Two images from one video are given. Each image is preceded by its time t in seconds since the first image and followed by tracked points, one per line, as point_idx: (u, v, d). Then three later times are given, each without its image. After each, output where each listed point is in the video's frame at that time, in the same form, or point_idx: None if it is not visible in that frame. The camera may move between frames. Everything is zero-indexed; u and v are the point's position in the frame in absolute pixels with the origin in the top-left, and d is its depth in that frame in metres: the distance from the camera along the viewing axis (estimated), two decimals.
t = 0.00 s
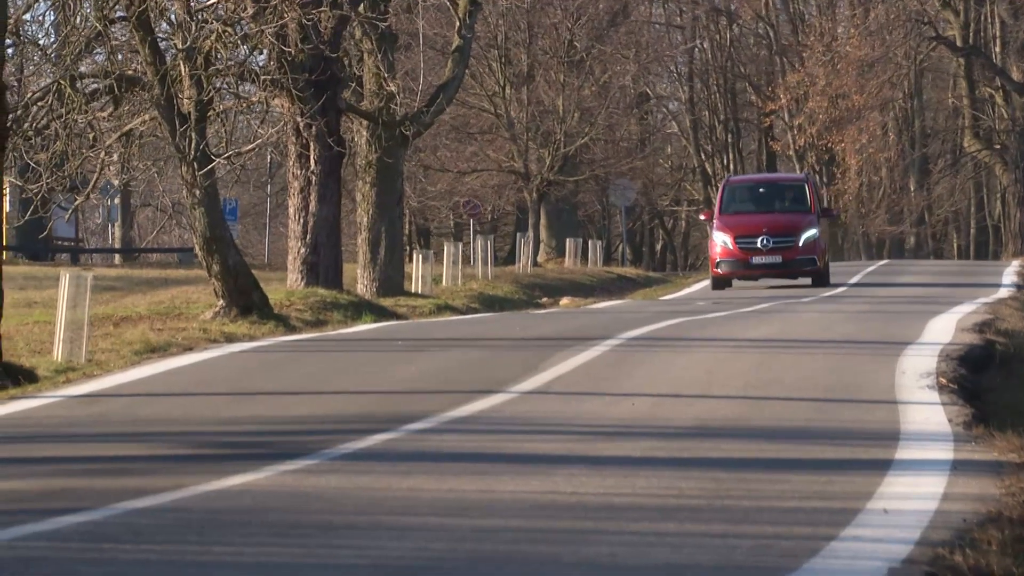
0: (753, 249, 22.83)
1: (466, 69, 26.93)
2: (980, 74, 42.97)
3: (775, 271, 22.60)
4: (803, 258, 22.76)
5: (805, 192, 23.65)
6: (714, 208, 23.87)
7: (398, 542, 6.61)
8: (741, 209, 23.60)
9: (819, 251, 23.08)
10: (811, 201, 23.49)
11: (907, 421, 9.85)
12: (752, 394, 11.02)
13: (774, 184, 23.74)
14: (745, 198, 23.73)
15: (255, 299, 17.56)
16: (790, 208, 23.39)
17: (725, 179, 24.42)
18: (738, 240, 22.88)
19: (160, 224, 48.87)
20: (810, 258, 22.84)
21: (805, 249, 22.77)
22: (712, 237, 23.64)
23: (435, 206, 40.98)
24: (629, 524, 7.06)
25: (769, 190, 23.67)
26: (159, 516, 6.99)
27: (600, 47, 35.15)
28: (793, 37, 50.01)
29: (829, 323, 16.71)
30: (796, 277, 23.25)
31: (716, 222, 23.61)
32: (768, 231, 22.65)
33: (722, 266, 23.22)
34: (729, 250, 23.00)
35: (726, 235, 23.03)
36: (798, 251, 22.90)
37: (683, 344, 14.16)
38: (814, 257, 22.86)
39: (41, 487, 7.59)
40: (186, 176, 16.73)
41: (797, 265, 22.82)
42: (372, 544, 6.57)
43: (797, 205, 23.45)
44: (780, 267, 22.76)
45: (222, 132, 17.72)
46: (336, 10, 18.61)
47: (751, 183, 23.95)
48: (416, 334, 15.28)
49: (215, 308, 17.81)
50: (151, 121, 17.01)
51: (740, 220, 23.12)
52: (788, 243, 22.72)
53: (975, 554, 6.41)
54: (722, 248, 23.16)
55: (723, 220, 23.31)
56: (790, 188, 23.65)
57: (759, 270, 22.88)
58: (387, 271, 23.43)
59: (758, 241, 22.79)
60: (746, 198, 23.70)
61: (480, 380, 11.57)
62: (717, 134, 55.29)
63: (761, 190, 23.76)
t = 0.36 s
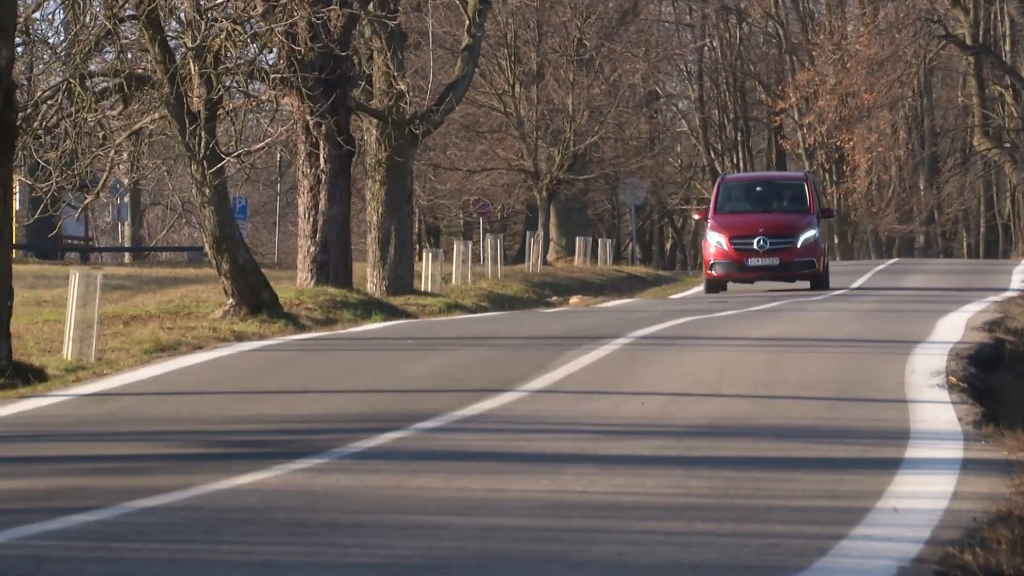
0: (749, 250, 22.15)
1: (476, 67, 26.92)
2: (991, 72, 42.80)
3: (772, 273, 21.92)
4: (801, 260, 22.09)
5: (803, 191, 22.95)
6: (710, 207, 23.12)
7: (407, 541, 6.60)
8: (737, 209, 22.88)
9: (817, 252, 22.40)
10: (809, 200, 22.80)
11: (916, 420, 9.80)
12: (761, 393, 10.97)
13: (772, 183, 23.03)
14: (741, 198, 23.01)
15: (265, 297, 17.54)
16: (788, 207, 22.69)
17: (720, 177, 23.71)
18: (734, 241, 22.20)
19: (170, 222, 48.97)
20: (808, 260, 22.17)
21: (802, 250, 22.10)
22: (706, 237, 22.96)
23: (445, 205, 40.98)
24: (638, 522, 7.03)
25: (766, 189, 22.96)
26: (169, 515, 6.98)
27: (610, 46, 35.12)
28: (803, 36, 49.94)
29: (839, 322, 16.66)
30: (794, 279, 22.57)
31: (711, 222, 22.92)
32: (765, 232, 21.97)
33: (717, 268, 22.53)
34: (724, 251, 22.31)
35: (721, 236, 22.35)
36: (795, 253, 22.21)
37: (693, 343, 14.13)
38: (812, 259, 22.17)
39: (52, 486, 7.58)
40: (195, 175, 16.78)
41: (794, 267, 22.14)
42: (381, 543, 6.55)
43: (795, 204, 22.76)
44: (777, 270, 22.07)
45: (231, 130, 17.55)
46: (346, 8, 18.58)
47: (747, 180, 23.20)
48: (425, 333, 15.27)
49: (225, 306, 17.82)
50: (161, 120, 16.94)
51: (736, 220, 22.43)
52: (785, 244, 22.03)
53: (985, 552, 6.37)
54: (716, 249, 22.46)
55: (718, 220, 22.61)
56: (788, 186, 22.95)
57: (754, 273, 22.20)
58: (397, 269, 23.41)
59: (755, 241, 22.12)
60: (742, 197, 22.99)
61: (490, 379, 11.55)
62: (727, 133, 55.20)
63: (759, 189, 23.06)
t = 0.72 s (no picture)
0: (743, 250, 20.63)
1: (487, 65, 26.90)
2: (1002, 71, 42.63)
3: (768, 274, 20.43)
4: (798, 260, 20.61)
5: (800, 187, 21.54)
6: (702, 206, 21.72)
7: (419, 539, 6.57)
8: (731, 207, 21.40)
9: (816, 252, 20.93)
10: (807, 197, 21.38)
11: (927, 419, 9.73)
12: (772, 391, 10.93)
13: (767, 179, 21.62)
14: (735, 195, 21.55)
15: (276, 295, 17.55)
16: (784, 205, 21.26)
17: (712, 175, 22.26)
18: (726, 241, 20.68)
19: (182, 220, 49.07)
20: (806, 260, 20.68)
21: (799, 250, 20.60)
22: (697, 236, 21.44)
23: (456, 203, 40.97)
24: (650, 521, 6.99)
25: (761, 186, 21.53)
26: (180, 513, 6.97)
27: (621, 44, 35.07)
28: (814, 34, 49.85)
29: (850, 320, 16.60)
30: (791, 280, 21.09)
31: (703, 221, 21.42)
32: (760, 230, 20.48)
33: (709, 269, 21.00)
34: (716, 252, 20.79)
35: (713, 236, 20.82)
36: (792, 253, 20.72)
37: (704, 341, 14.09)
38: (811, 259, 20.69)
39: (64, 483, 7.58)
40: (206, 173, 16.81)
41: (791, 268, 20.65)
42: (392, 541, 6.53)
43: (792, 202, 21.32)
44: (773, 271, 20.58)
45: (242, 129, 17.46)
46: (358, 7, 18.55)
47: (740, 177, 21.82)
48: (436, 331, 15.26)
49: (236, 305, 17.81)
50: (172, 117, 16.95)
51: (729, 219, 20.93)
52: (781, 243, 20.53)
53: (996, 551, 6.33)
54: (708, 249, 20.94)
55: (710, 219, 21.11)
56: (784, 183, 21.53)
57: (749, 275, 20.68)
58: (407, 267, 23.38)
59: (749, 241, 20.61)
60: (736, 195, 21.53)
61: (500, 377, 11.53)
62: (738, 131, 55.12)
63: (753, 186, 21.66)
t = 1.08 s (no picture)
0: (736, 249, 19.94)
1: (497, 65, 26.85)
2: (1014, 70, 42.44)
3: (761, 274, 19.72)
4: (793, 260, 19.89)
5: (797, 183, 20.77)
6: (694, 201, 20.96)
7: (428, 539, 6.54)
8: (724, 203, 20.64)
9: (812, 252, 20.21)
10: (804, 193, 20.62)
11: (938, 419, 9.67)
12: (783, 391, 10.89)
13: (762, 175, 20.83)
14: (728, 191, 20.79)
15: (287, 295, 17.52)
16: (780, 202, 20.52)
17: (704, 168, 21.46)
18: (718, 239, 19.95)
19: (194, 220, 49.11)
20: (801, 260, 19.95)
21: (794, 250, 19.88)
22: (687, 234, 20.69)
23: (466, 203, 40.94)
24: (661, 521, 6.96)
25: (755, 182, 20.76)
26: (191, 512, 6.95)
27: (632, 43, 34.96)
28: (825, 33, 49.73)
29: (861, 320, 16.54)
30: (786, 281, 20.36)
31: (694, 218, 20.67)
32: (753, 228, 19.77)
33: (700, 269, 20.26)
34: (707, 251, 20.07)
35: (704, 233, 20.09)
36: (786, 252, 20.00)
37: (715, 340, 14.05)
38: (806, 260, 19.96)
39: (75, 483, 7.57)
40: (217, 173, 16.86)
41: (786, 269, 19.92)
42: (403, 540, 6.51)
43: (788, 199, 20.57)
44: (766, 271, 19.87)
45: (253, 128, 17.55)
46: (368, 6, 18.51)
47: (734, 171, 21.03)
48: (446, 331, 15.24)
49: (247, 304, 17.81)
50: (183, 117, 16.91)
51: (721, 216, 20.19)
52: (775, 242, 19.83)
53: (1007, 550, 6.29)
54: (699, 248, 20.21)
55: (701, 216, 20.37)
56: (779, 179, 20.77)
57: (741, 274, 19.97)
58: (418, 267, 23.33)
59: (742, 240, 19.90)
60: (729, 191, 20.77)
61: (511, 377, 11.51)
62: (749, 131, 55.00)
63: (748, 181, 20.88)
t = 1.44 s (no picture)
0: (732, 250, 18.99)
1: (514, 66, 26.85)
2: None
3: (759, 277, 18.77)
4: (793, 262, 18.92)
5: (797, 180, 19.84)
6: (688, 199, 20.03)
7: (443, 539, 6.51)
8: (719, 202, 19.74)
9: (814, 254, 19.22)
10: (804, 192, 19.70)
11: (954, 419, 9.61)
12: (800, 391, 10.84)
13: (760, 172, 19.91)
14: (724, 189, 19.87)
15: (304, 296, 17.52)
16: (778, 200, 19.59)
17: (699, 165, 20.52)
18: (713, 239, 19.01)
19: (212, 221, 49.19)
20: (800, 262, 18.98)
21: (793, 252, 18.92)
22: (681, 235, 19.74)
23: (483, 203, 40.92)
24: (678, 521, 6.92)
25: (753, 179, 19.84)
26: (207, 513, 6.94)
27: (649, 44, 34.84)
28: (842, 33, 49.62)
29: (879, 320, 16.46)
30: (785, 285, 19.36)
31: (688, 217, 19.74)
32: (751, 229, 18.84)
33: (695, 271, 19.30)
34: (702, 252, 19.10)
35: (699, 233, 19.15)
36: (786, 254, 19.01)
37: (732, 341, 14.00)
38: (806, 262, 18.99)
39: (93, 483, 7.57)
40: (234, 173, 16.90)
41: (785, 271, 18.95)
42: (418, 541, 6.48)
43: (787, 197, 19.63)
44: (764, 273, 18.91)
45: (271, 128, 17.52)
46: (385, 7, 18.52)
47: (731, 168, 20.09)
48: (463, 331, 15.22)
49: (264, 305, 17.83)
50: (200, 117, 16.96)
51: (716, 216, 19.28)
52: (774, 243, 18.88)
53: None
54: (693, 249, 19.23)
55: (696, 215, 19.44)
56: (778, 177, 19.84)
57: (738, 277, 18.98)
58: (435, 268, 23.29)
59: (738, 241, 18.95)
60: (725, 189, 19.86)
61: (528, 377, 11.48)
62: (765, 131, 54.90)
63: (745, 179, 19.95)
